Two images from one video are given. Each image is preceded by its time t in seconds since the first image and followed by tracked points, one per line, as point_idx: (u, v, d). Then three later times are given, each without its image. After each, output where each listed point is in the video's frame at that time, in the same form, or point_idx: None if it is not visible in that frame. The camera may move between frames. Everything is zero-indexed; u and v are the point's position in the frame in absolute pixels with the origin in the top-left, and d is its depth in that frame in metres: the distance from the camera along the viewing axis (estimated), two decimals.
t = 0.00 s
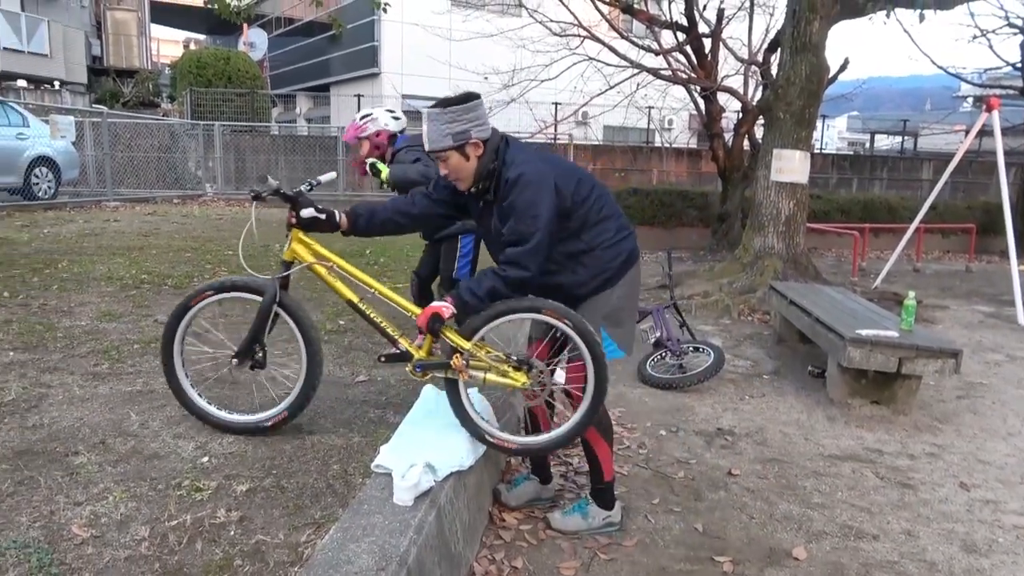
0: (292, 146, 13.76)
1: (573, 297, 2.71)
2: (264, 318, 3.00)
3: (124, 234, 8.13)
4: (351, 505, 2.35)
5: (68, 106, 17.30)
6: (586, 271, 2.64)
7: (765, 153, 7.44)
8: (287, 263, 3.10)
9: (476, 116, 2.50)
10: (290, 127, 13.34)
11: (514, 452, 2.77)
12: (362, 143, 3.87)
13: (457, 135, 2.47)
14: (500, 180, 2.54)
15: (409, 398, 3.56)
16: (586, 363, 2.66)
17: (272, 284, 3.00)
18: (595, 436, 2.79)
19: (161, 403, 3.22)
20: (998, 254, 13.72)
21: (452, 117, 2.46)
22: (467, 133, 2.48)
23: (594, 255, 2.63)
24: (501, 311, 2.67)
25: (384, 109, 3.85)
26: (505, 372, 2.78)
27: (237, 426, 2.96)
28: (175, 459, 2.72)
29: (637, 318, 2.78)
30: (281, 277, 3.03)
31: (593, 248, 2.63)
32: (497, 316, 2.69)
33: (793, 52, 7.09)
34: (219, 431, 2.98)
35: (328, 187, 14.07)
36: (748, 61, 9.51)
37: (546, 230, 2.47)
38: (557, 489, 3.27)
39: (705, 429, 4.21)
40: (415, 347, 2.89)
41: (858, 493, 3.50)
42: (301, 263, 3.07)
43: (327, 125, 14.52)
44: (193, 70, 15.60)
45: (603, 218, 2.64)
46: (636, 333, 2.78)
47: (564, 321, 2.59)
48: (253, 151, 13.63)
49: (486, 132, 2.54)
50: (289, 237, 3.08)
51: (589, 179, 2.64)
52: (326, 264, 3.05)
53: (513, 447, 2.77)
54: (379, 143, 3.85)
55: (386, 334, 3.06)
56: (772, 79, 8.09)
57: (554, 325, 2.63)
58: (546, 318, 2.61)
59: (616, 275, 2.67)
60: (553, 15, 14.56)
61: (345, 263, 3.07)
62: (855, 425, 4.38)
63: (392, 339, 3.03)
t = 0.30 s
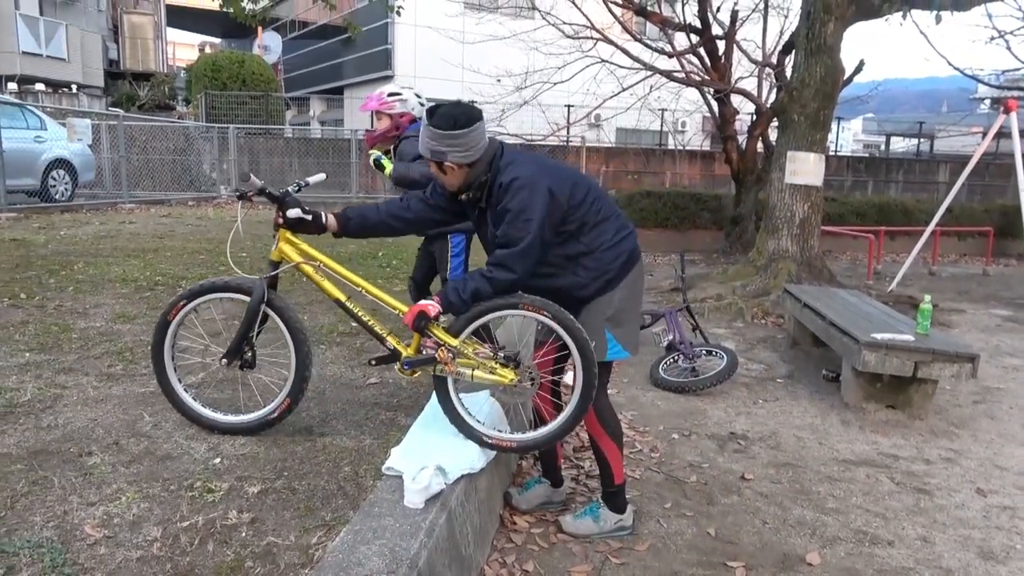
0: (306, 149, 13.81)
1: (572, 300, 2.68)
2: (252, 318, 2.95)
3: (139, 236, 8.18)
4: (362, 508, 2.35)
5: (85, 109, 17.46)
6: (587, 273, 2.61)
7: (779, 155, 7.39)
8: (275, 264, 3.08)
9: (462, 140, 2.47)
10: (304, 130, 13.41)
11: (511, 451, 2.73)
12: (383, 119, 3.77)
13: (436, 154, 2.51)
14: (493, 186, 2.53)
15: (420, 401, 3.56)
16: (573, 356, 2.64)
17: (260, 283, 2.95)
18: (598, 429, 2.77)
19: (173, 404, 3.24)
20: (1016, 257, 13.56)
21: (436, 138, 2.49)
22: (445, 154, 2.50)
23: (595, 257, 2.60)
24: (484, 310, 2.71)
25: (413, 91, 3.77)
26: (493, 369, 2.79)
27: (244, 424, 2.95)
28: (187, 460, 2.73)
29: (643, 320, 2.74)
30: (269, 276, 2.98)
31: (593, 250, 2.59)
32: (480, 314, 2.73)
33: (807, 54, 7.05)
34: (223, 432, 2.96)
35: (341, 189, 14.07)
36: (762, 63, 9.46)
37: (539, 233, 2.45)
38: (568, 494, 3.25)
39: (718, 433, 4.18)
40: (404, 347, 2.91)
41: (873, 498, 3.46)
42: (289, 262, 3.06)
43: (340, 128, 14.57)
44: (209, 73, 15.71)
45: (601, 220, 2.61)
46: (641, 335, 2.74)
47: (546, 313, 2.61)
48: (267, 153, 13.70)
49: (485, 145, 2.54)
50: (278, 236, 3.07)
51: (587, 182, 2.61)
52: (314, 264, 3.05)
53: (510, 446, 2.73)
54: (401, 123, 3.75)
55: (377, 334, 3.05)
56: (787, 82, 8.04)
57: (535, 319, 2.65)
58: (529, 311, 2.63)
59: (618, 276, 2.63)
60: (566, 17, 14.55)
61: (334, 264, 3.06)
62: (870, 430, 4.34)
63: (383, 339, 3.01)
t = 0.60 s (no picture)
0: (321, 152, 13.88)
1: (582, 303, 2.67)
2: (266, 321, 2.96)
3: (156, 240, 8.25)
4: (377, 511, 2.35)
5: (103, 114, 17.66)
6: (595, 276, 2.60)
7: (794, 156, 7.35)
8: (287, 267, 3.09)
9: (468, 141, 2.47)
10: (318, 133, 13.48)
11: (526, 454, 2.73)
12: (419, 108, 3.62)
13: (443, 153, 2.52)
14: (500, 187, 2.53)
15: (434, 404, 3.56)
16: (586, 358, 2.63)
17: (274, 286, 2.96)
18: (611, 432, 2.76)
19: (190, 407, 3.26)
20: None
21: (443, 137, 2.50)
22: (452, 153, 2.51)
23: (604, 260, 2.58)
24: (495, 313, 2.70)
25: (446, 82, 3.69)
26: (505, 372, 2.78)
27: (258, 426, 2.97)
28: (204, 462, 2.74)
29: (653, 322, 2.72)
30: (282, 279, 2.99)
31: (602, 253, 2.58)
32: (491, 317, 2.72)
33: (823, 54, 7.00)
34: (237, 434, 2.97)
35: (355, 192, 14.10)
36: (777, 64, 9.41)
37: (547, 235, 2.45)
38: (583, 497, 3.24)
39: (734, 436, 4.15)
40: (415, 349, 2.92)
41: (891, 503, 3.42)
42: (302, 266, 3.07)
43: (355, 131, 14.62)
44: (225, 77, 15.84)
45: (610, 222, 2.59)
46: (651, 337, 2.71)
47: (557, 315, 2.60)
48: (282, 157, 13.79)
49: (494, 146, 2.54)
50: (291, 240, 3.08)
51: (595, 184, 2.60)
52: (326, 267, 3.06)
53: (524, 449, 2.73)
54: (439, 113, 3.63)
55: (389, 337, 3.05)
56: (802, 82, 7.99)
57: (547, 320, 2.65)
58: (540, 314, 2.63)
59: (628, 278, 2.61)
60: (579, 19, 14.54)
61: (346, 267, 3.07)
62: (888, 434, 4.30)
63: (395, 342, 3.02)
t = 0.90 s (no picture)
0: (334, 155, 13.94)
1: (596, 306, 2.67)
2: (281, 325, 2.98)
3: (172, 243, 8.32)
4: (393, 514, 2.36)
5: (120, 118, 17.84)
6: (608, 279, 2.60)
7: (810, 158, 7.30)
8: (303, 270, 3.10)
9: (478, 141, 2.48)
10: (332, 136, 13.55)
11: (541, 457, 2.72)
12: (429, 114, 3.64)
13: (455, 153, 2.53)
14: (512, 189, 2.53)
15: (449, 406, 3.57)
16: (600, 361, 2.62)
17: (290, 290, 2.97)
18: (627, 436, 2.75)
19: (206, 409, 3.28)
20: None
21: (455, 138, 2.50)
22: (463, 154, 2.51)
23: (617, 263, 2.58)
24: (509, 317, 2.70)
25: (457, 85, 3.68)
26: (520, 374, 2.78)
27: (274, 429, 2.98)
28: (221, 464, 2.76)
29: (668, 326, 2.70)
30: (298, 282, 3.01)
31: (616, 257, 2.57)
32: (506, 320, 2.71)
33: (839, 55, 6.95)
34: (255, 436, 2.99)
35: (369, 195, 14.14)
36: (792, 65, 9.36)
37: (559, 237, 2.44)
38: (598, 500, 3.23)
39: (750, 440, 4.13)
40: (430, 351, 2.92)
41: (909, 507, 3.39)
42: (317, 269, 3.09)
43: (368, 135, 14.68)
44: (240, 81, 15.96)
45: (624, 225, 2.59)
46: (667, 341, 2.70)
47: (572, 318, 2.59)
48: (296, 160, 13.87)
49: (505, 147, 2.54)
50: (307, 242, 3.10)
51: (609, 185, 2.60)
52: (342, 271, 3.07)
53: (538, 452, 2.72)
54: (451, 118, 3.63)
55: (404, 340, 3.06)
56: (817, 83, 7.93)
57: (562, 324, 2.64)
58: (555, 318, 2.62)
59: (642, 282, 2.60)
60: (592, 21, 14.54)
61: (361, 270, 3.08)
62: (906, 438, 4.26)
63: (410, 344, 3.02)
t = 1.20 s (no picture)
0: (349, 163, 14.02)
1: (614, 313, 2.66)
2: (300, 333, 2.99)
3: (189, 251, 8.39)
4: (412, 522, 2.35)
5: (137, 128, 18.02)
6: (625, 287, 2.59)
7: (825, 163, 7.27)
8: (321, 278, 3.12)
9: (494, 149, 2.49)
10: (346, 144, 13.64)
11: (559, 465, 2.72)
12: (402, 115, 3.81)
13: (472, 163, 2.55)
14: (527, 197, 2.53)
15: (466, 413, 3.57)
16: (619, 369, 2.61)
17: (308, 299, 2.98)
18: (646, 445, 2.74)
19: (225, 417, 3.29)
20: None
21: (471, 148, 2.52)
22: (480, 164, 2.54)
23: (634, 271, 2.57)
24: (528, 324, 2.70)
25: (432, 87, 3.80)
26: (538, 383, 2.77)
27: (294, 437, 2.99)
28: (240, 472, 2.77)
29: (687, 333, 2.69)
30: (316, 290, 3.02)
31: (633, 264, 2.57)
32: (525, 328, 2.71)
33: (854, 59, 6.92)
34: (275, 443, 3.00)
35: (383, 203, 14.20)
36: (806, 69, 9.32)
37: (575, 245, 2.44)
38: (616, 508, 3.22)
39: (768, 447, 4.10)
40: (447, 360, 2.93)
41: (931, 516, 3.35)
42: (334, 277, 3.11)
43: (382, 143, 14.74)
44: (255, 90, 16.11)
45: (641, 233, 2.58)
46: (686, 349, 2.68)
47: (591, 326, 2.58)
48: (311, 168, 13.96)
49: (520, 155, 2.55)
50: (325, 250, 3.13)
51: (625, 193, 2.59)
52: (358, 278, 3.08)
53: (557, 460, 2.72)
54: (417, 120, 3.78)
55: (421, 348, 3.06)
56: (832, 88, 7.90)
57: (580, 332, 2.63)
58: (575, 327, 2.61)
59: (660, 289, 2.59)
60: (604, 28, 14.57)
61: (378, 278, 3.09)
62: (927, 445, 4.21)
63: (428, 352, 3.03)
